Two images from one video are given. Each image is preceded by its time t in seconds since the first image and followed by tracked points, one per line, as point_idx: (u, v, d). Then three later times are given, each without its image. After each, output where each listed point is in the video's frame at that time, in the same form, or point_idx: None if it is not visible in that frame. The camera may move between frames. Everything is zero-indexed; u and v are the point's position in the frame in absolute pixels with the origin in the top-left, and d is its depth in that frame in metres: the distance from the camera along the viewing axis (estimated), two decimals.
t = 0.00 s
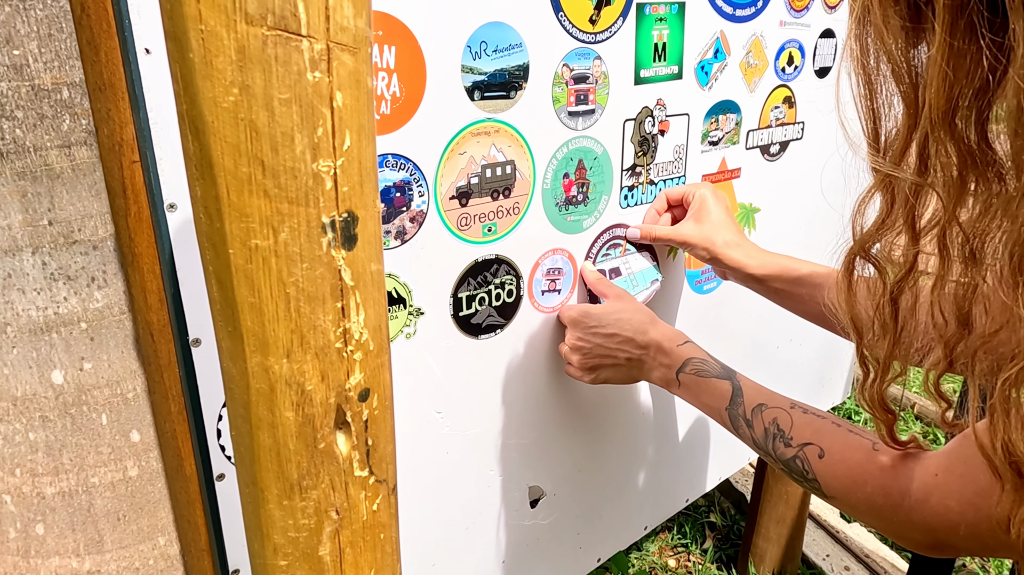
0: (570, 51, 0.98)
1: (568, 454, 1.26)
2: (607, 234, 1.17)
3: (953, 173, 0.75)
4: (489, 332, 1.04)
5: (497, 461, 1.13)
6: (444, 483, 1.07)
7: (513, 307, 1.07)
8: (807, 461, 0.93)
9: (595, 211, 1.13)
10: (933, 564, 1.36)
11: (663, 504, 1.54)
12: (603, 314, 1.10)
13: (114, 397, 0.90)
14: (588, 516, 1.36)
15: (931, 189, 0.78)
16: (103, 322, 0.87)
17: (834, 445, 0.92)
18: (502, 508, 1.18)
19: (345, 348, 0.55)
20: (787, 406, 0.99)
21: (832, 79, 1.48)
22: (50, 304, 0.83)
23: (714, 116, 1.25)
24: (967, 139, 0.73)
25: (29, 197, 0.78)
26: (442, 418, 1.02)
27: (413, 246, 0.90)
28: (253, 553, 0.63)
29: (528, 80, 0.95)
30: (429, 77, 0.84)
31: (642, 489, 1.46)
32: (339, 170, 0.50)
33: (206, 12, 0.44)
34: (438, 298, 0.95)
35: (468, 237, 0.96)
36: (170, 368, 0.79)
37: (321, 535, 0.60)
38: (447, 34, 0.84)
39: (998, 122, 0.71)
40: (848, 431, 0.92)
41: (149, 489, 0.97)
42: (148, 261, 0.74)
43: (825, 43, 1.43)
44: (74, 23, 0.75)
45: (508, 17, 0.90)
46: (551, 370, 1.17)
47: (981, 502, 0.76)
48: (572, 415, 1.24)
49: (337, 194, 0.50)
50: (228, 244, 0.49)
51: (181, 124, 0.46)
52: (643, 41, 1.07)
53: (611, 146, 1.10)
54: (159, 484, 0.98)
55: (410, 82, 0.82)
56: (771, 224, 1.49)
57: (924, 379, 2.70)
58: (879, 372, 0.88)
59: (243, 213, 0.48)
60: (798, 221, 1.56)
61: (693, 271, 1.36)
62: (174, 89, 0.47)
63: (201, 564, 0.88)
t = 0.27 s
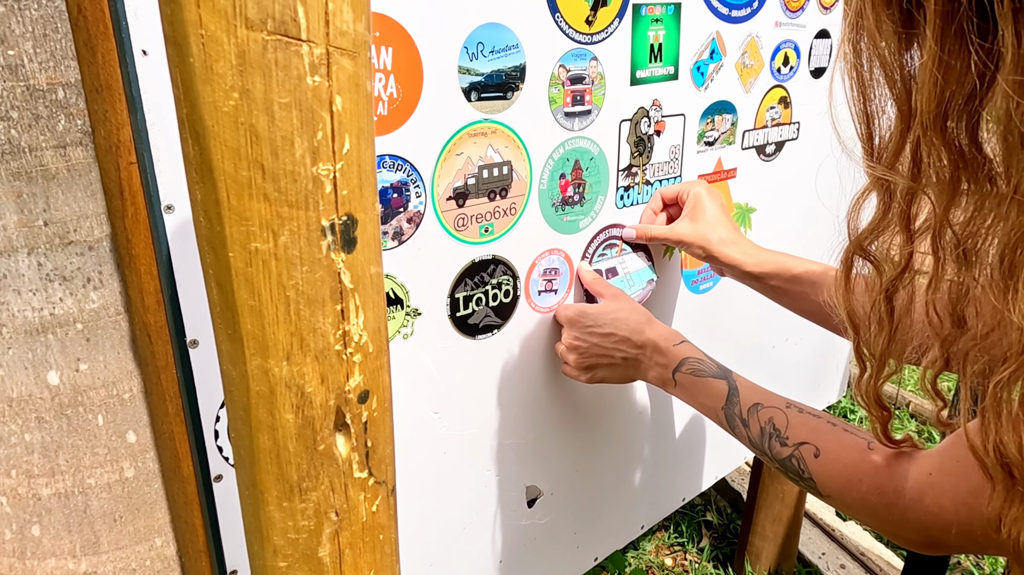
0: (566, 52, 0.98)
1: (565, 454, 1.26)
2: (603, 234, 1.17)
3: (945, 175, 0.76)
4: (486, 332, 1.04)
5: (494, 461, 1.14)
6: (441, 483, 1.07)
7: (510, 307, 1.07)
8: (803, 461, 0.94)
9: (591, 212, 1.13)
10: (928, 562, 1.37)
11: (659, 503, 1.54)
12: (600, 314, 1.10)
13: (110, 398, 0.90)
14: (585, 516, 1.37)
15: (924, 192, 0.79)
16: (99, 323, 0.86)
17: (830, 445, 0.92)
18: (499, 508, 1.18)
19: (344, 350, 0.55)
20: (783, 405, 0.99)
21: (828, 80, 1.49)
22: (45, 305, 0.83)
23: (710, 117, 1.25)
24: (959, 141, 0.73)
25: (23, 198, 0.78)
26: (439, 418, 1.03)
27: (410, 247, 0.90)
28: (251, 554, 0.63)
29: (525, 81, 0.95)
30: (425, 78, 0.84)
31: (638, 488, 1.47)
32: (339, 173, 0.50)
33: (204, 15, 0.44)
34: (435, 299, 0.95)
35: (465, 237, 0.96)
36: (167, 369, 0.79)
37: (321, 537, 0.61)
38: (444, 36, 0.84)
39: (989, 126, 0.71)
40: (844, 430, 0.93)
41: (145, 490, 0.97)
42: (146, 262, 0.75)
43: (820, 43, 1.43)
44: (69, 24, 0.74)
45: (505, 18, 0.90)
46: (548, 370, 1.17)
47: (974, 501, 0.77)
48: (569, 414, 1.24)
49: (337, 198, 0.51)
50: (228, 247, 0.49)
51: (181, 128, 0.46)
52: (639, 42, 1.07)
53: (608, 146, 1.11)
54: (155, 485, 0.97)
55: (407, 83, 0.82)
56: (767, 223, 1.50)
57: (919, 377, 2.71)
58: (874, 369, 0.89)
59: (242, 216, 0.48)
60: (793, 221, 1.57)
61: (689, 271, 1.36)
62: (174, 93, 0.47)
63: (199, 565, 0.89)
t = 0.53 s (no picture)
0: (563, 50, 0.98)
1: (563, 453, 1.26)
2: (600, 233, 1.17)
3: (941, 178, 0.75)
4: (483, 331, 1.04)
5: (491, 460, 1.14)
6: (439, 482, 1.07)
7: (508, 306, 1.07)
8: (801, 459, 0.94)
9: (588, 210, 1.13)
10: (924, 559, 1.37)
11: (657, 501, 1.55)
12: (598, 312, 1.10)
13: (105, 398, 0.89)
14: (583, 514, 1.37)
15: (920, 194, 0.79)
16: (94, 323, 0.86)
17: (828, 444, 0.92)
18: (497, 506, 1.18)
19: (344, 347, 0.55)
20: (781, 404, 1.00)
21: (824, 78, 1.49)
22: (40, 305, 0.83)
23: (707, 115, 1.26)
24: (954, 144, 0.73)
25: (18, 197, 0.77)
26: (437, 417, 1.02)
27: (407, 245, 0.90)
28: (250, 553, 0.63)
29: (522, 80, 0.95)
30: (423, 76, 0.84)
31: (634, 486, 1.47)
32: (338, 169, 0.50)
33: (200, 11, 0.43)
34: (432, 297, 0.95)
35: (462, 236, 0.96)
36: (164, 368, 0.79)
37: (320, 535, 0.60)
38: (441, 34, 0.84)
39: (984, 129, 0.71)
40: (841, 430, 0.93)
41: (141, 490, 0.96)
42: (142, 261, 0.75)
43: (816, 42, 1.44)
44: (63, 22, 0.74)
45: (502, 16, 0.90)
46: (545, 369, 1.17)
47: (971, 500, 0.77)
48: (566, 413, 1.24)
49: (336, 194, 0.50)
50: (227, 245, 0.49)
51: (179, 125, 0.46)
52: (636, 40, 1.07)
53: (605, 145, 1.11)
54: (151, 485, 0.97)
55: (404, 81, 0.82)
56: (764, 221, 1.50)
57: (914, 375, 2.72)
58: (869, 370, 0.89)
59: (241, 213, 0.48)
60: (790, 219, 1.57)
61: (686, 270, 1.36)
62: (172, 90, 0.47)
63: (196, 565, 0.89)
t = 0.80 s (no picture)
0: (562, 49, 0.98)
1: (561, 452, 1.26)
2: (598, 231, 1.17)
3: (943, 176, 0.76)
4: (481, 330, 1.04)
5: (490, 459, 1.13)
6: (437, 481, 1.07)
7: (506, 305, 1.07)
8: (800, 458, 0.94)
9: (587, 209, 1.13)
10: (921, 558, 1.38)
11: (655, 500, 1.55)
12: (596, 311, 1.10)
13: (101, 398, 0.89)
14: (581, 513, 1.37)
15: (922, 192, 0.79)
16: (90, 323, 0.86)
17: (827, 443, 0.92)
18: (495, 506, 1.18)
19: (344, 346, 0.55)
20: (779, 403, 1.00)
21: (821, 77, 1.49)
22: (35, 305, 0.82)
23: (705, 114, 1.26)
24: (956, 142, 0.73)
25: (12, 197, 0.77)
26: (435, 416, 1.02)
27: (406, 244, 0.90)
28: (248, 553, 0.63)
29: (520, 78, 0.95)
30: (421, 74, 0.84)
31: (632, 485, 1.46)
32: (338, 166, 0.50)
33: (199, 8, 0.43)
34: (431, 296, 0.95)
35: (461, 234, 0.95)
36: (161, 368, 0.79)
37: (320, 535, 0.60)
38: (440, 33, 0.84)
39: (986, 128, 0.72)
40: (840, 428, 0.93)
41: (138, 491, 0.96)
42: (138, 260, 0.75)
43: (813, 41, 1.44)
44: (58, 21, 0.74)
45: (500, 14, 0.89)
46: (544, 368, 1.17)
47: (971, 498, 0.77)
48: (564, 412, 1.24)
49: (336, 192, 0.50)
50: (225, 243, 0.49)
51: (177, 123, 0.46)
52: (634, 39, 1.07)
53: (603, 144, 1.10)
54: (147, 485, 0.96)
55: (402, 80, 0.82)
56: (762, 220, 1.50)
57: (910, 374, 2.72)
58: (869, 368, 0.89)
59: (241, 211, 0.48)
60: (787, 218, 1.57)
61: (683, 269, 1.36)
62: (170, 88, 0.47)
63: (193, 565, 0.89)
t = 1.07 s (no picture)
0: (558, 50, 0.98)
1: (557, 453, 1.26)
2: (595, 233, 1.17)
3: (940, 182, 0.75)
4: (478, 332, 1.04)
5: (486, 461, 1.13)
6: (433, 484, 1.07)
7: (502, 306, 1.06)
8: (797, 460, 0.94)
9: (583, 210, 1.13)
10: (918, 559, 1.38)
11: (652, 501, 1.54)
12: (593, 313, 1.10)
13: (95, 400, 0.88)
14: (578, 514, 1.37)
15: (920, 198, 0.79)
16: (84, 324, 0.85)
17: (824, 445, 0.92)
18: (492, 508, 1.18)
19: (337, 351, 0.54)
20: (776, 405, 0.99)
21: (817, 78, 1.49)
22: (29, 306, 0.82)
23: (701, 115, 1.25)
24: (954, 149, 0.73)
25: (6, 198, 0.76)
26: (432, 419, 1.02)
27: (401, 246, 0.89)
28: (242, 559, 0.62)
29: (516, 79, 0.94)
30: (417, 76, 0.83)
31: (629, 486, 1.46)
32: (331, 170, 0.49)
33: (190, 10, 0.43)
34: (426, 298, 0.95)
35: (457, 236, 0.95)
36: (155, 371, 0.77)
37: (314, 542, 0.60)
38: (435, 33, 0.83)
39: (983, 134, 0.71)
40: (837, 430, 0.93)
41: (133, 494, 0.95)
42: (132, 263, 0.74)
43: (809, 41, 1.44)
44: (51, 21, 0.73)
45: (496, 15, 0.89)
46: (540, 370, 1.16)
47: (967, 500, 0.77)
48: (560, 413, 1.23)
49: (329, 196, 0.50)
50: (217, 248, 0.48)
51: (168, 126, 0.46)
52: (630, 40, 1.07)
53: (599, 145, 1.10)
54: (142, 488, 0.96)
55: (397, 81, 0.82)
56: (758, 220, 1.50)
57: (906, 373, 2.73)
58: (865, 371, 0.88)
59: (232, 216, 0.47)
60: (783, 219, 1.57)
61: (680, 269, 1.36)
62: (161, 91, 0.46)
63: (188, 570, 0.89)
